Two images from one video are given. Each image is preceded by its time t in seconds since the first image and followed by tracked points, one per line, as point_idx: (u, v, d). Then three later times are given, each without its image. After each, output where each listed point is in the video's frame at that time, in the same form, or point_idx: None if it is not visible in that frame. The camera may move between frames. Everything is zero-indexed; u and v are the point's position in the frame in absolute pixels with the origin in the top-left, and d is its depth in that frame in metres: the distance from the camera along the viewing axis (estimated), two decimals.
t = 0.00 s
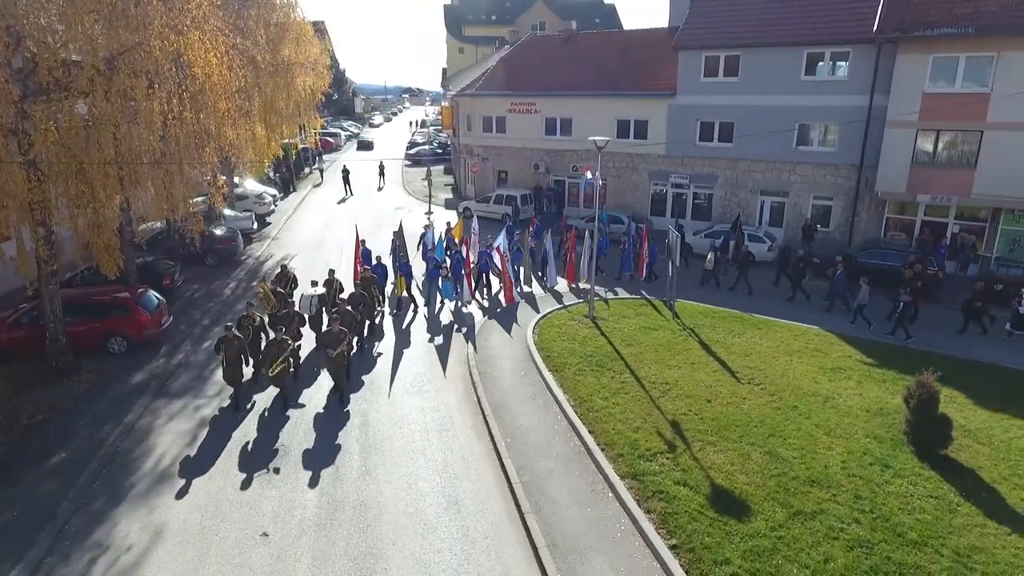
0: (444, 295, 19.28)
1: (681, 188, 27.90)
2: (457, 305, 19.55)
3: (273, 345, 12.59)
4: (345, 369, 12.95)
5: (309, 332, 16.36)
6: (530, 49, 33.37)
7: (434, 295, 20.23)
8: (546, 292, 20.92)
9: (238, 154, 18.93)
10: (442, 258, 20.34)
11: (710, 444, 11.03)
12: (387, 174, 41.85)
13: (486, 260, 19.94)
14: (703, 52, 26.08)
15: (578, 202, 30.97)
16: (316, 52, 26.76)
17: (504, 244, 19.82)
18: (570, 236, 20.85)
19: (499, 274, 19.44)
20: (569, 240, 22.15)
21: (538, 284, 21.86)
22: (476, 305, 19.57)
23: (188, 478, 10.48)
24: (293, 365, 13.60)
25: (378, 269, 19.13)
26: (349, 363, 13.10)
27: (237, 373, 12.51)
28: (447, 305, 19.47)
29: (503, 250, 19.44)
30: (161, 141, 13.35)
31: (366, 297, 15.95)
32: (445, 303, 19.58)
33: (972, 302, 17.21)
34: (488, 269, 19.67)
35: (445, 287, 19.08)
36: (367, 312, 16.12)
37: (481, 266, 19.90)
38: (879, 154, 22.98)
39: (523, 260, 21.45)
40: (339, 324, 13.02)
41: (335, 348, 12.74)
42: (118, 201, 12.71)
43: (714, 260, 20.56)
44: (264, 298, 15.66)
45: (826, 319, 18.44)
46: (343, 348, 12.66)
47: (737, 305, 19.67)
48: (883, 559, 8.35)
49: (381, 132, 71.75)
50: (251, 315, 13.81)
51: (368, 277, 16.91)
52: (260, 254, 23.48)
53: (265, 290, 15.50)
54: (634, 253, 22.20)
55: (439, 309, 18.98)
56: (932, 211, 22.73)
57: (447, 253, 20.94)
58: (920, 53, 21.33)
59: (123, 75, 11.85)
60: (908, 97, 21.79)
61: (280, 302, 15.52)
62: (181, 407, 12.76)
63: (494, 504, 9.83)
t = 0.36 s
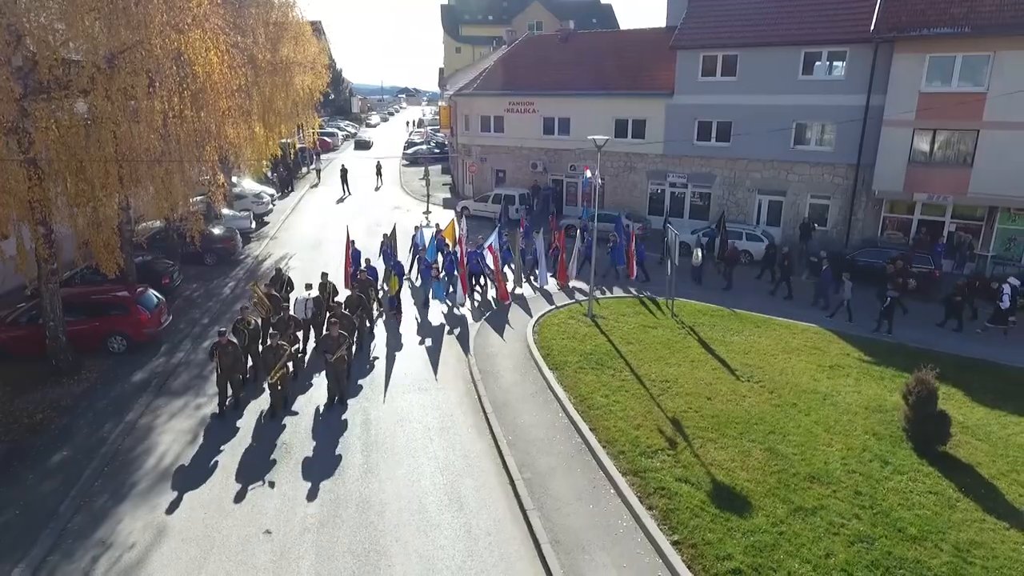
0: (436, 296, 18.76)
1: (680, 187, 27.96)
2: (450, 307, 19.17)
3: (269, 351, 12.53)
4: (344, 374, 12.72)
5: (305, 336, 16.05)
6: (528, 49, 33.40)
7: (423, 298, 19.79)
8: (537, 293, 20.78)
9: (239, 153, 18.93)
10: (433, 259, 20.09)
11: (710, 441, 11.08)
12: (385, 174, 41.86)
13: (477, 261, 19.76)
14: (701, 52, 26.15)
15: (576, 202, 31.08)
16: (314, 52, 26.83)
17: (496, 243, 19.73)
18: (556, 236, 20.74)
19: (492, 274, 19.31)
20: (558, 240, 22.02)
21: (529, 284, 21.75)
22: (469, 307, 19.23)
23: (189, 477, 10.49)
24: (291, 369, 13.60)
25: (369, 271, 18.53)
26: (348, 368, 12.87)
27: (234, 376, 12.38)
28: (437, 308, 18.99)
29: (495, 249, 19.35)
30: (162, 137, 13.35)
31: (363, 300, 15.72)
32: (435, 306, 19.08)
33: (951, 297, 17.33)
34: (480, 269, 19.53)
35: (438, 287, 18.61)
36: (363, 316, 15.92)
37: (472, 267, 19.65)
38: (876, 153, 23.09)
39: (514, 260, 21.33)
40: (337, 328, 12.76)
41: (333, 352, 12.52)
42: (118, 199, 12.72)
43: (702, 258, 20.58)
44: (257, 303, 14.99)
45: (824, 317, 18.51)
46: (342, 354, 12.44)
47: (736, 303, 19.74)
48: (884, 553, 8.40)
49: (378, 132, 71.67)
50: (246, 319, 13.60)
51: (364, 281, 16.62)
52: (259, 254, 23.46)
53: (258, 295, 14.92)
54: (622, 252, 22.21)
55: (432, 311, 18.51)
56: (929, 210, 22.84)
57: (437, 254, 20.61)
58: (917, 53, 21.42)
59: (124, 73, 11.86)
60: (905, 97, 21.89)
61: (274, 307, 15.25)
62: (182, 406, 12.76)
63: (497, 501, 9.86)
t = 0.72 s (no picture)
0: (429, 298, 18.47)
1: (678, 187, 28.02)
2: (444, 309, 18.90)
3: (265, 356, 12.16)
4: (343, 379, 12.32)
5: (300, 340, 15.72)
6: (527, 49, 33.44)
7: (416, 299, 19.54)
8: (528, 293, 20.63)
9: (239, 151, 18.92)
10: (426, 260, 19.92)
11: (711, 438, 11.12)
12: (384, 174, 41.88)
13: (470, 261, 19.62)
14: (700, 52, 26.21)
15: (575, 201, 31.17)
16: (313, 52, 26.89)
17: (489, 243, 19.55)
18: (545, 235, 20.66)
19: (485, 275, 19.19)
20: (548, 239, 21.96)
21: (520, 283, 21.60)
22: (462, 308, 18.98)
23: (192, 475, 10.49)
24: (286, 375, 13.21)
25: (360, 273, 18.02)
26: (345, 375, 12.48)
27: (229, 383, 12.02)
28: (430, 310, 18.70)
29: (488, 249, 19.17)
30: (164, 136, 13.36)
31: (359, 303, 15.31)
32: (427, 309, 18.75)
33: (949, 295, 17.43)
34: (473, 269, 19.61)
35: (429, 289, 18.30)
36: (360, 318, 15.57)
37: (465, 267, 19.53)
38: (874, 152, 23.18)
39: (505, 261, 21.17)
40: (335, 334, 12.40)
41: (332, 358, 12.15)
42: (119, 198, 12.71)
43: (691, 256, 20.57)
44: (250, 306, 14.86)
45: (824, 315, 18.56)
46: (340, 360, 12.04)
47: (735, 301, 19.78)
48: (885, 548, 8.45)
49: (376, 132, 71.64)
50: (240, 324, 12.99)
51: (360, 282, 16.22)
52: (259, 253, 23.45)
53: (251, 298, 14.82)
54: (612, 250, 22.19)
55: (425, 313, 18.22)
56: (927, 209, 22.94)
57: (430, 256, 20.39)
58: (915, 52, 21.50)
59: (127, 71, 11.86)
60: (903, 96, 21.97)
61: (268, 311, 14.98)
62: (183, 404, 12.77)
63: (500, 498, 9.88)
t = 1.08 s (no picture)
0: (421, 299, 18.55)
1: (677, 186, 28.07)
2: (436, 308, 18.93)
3: (261, 366, 11.80)
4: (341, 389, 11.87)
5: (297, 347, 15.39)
6: (525, 48, 33.46)
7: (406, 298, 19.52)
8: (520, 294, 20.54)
9: (238, 150, 18.92)
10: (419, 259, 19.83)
11: (711, 435, 11.16)
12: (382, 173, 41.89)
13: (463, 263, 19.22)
14: (698, 51, 26.26)
15: (574, 200, 31.23)
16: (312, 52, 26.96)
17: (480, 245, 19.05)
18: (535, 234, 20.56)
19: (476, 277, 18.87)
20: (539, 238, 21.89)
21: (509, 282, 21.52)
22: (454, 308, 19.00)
23: (193, 473, 10.50)
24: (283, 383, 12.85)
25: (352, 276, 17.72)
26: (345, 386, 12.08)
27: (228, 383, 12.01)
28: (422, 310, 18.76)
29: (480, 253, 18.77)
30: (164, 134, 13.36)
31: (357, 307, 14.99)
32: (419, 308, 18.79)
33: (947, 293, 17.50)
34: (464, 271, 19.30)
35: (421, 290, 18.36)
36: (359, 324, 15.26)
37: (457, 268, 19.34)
38: (872, 152, 23.27)
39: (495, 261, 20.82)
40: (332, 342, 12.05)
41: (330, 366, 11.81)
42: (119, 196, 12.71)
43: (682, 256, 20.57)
44: (246, 311, 14.72)
45: (822, 314, 18.61)
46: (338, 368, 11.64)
47: (734, 300, 19.81)
48: (885, 544, 8.49)
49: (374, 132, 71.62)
50: (233, 332, 12.66)
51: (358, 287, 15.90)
52: (258, 253, 23.41)
53: (247, 304, 14.69)
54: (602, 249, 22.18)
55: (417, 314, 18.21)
56: (924, 208, 23.03)
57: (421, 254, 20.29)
58: (912, 52, 21.58)
59: (128, 70, 11.89)
60: (900, 96, 22.04)
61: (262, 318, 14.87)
62: (184, 403, 12.77)
63: (502, 496, 9.90)
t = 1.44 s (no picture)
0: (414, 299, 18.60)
1: (675, 185, 28.10)
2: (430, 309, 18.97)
3: (256, 371, 11.58)
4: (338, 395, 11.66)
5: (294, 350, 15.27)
6: (523, 48, 33.50)
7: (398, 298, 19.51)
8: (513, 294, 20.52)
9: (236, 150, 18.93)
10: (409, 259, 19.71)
11: (710, 433, 11.19)
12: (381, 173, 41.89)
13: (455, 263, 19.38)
14: (696, 51, 26.30)
15: (572, 199, 31.29)
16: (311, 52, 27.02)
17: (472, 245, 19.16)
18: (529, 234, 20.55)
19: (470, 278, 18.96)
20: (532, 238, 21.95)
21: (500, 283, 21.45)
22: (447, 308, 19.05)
23: (193, 472, 10.50)
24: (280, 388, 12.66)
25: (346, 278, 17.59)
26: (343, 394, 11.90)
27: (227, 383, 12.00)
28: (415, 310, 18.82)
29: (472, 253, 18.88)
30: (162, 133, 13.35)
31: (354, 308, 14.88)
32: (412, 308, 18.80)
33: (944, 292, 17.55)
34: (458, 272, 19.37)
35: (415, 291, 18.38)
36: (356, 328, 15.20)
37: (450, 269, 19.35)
38: (869, 151, 23.33)
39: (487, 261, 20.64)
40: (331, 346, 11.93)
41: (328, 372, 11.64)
42: (118, 195, 12.72)
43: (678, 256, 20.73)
44: (242, 314, 14.66)
45: (820, 313, 18.65)
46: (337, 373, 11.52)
47: (733, 299, 19.85)
48: (882, 541, 8.53)
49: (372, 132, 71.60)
50: (225, 336, 12.62)
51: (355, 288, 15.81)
52: (256, 253, 23.38)
53: (242, 307, 14.58)
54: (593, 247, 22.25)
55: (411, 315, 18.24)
56: (922, 207, 23.09)
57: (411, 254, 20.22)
58: (910, 51, 21.64)
59: (127, 68, 11.93)
60: (898, 95, 22.10)
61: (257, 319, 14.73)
62: (183, 402, 12.77)
63: (501, 494, 9.92)
